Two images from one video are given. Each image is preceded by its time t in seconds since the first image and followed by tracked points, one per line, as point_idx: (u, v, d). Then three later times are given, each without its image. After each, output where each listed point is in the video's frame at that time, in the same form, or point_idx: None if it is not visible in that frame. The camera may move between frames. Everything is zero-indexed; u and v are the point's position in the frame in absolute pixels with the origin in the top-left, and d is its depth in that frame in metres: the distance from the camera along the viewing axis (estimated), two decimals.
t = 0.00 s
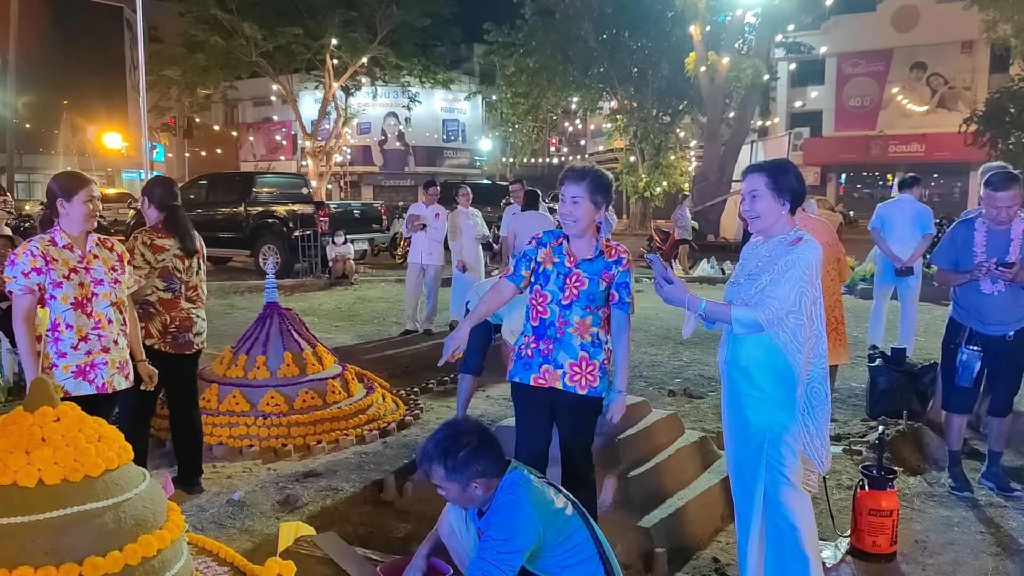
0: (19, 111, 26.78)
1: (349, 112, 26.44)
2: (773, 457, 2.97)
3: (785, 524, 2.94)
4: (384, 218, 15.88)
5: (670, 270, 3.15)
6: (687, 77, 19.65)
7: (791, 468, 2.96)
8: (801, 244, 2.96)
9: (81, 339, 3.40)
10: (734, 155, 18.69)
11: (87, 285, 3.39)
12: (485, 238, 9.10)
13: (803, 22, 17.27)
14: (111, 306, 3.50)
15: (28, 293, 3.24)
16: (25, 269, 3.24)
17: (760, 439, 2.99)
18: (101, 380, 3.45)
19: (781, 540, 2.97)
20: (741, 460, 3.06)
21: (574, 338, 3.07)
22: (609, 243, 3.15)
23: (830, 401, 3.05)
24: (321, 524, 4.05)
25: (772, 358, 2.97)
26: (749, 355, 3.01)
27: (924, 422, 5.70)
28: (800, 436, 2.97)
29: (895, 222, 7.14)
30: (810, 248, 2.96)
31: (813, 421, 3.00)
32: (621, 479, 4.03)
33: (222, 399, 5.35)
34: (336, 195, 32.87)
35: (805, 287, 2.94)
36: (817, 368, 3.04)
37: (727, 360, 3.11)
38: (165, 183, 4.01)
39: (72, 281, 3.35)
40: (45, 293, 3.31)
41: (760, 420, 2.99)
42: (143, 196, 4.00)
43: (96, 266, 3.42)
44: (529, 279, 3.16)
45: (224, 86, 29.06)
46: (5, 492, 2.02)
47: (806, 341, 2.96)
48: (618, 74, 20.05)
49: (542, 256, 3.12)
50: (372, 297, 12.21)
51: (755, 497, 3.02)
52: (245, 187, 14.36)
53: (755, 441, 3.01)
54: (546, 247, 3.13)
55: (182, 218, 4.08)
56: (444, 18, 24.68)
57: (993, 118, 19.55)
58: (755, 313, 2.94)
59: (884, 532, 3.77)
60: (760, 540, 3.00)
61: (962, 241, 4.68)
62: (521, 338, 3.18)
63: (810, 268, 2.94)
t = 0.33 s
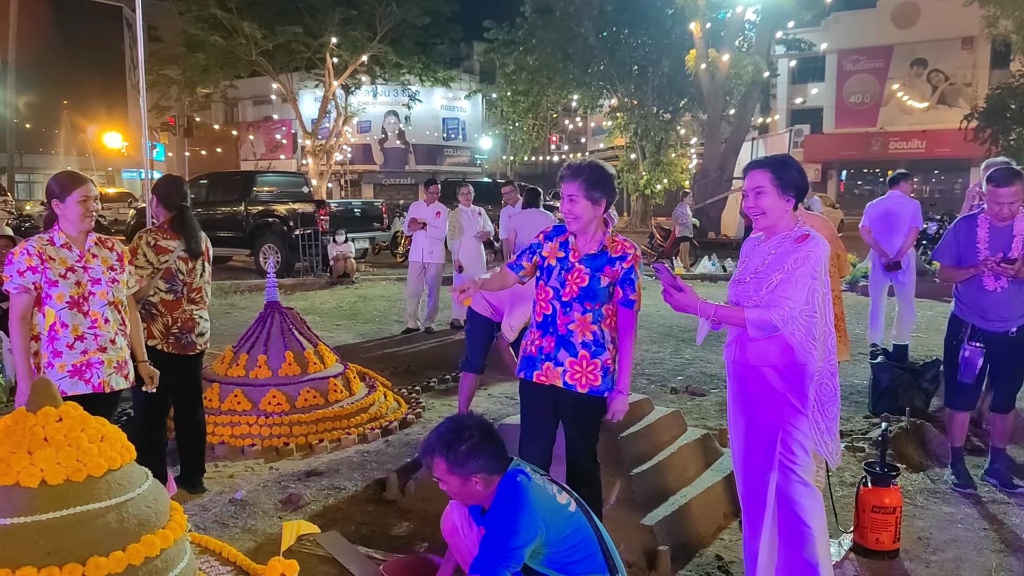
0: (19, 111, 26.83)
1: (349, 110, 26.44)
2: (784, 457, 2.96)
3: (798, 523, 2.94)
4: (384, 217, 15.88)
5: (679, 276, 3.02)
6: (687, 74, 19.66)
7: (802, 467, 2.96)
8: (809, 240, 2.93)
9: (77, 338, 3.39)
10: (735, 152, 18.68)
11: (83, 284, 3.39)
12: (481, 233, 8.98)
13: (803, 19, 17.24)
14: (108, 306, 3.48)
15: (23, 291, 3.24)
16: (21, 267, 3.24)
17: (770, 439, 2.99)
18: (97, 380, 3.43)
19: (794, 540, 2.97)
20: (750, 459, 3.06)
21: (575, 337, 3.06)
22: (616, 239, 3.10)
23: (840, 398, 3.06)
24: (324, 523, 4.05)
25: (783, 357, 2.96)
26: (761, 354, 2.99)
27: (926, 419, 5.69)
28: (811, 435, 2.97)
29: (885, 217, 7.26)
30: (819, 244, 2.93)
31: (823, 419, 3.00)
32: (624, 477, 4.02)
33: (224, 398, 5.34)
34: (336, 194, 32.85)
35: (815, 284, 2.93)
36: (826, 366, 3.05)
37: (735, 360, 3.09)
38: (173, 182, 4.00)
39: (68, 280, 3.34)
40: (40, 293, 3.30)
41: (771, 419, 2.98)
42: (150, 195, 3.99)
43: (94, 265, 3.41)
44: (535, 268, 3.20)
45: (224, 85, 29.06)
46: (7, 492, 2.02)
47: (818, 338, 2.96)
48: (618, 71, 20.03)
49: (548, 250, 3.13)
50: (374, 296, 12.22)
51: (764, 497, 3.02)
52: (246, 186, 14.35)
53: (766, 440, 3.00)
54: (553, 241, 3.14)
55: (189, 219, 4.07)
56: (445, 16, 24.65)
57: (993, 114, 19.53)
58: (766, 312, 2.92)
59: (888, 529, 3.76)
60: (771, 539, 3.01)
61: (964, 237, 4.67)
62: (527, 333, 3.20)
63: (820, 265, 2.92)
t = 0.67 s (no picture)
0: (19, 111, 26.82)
1: (350, 109, 26.44)
2: (803, 459, 2.95)
3: (818, 524, 2.94)
4: (385, 216, 15.87)
5: (708, 283, 2.94)
6: (688, 72, 19.67)
7: (822, 468, 2.95)
8: (828, 238, 2.92)
9: (76, 338, 3.39)
10: (735, 150, 18.67)
11: (82, 284, 3.38)
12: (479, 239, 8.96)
13: (803, 16, 17.22)
14: (107, 307, 3.47)
15: (23, 292, 3.25)
16: (20, 268, 3.24)
17: (789, 442, 2.98)
18: (95, 381, 3.42)
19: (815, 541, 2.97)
20: (767, 461, 3.05)
21: (581, 335, 3.05)
22: (627, 243, 3.13)
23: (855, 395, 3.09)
24: (326, 522, 4.05)
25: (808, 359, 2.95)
26: (781, 356, 2.97)
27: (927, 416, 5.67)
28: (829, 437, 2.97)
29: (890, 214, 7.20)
30: (838, 241, 2.93)
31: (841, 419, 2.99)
32: (626, 475, 4.02)
33: (225, 397, 5.33)
34: (337, 193, 32.84)
35: (837, 283, 2.91)
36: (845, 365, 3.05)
37: (755, 362, 3.06)
38: (169, 182, 3.99)
39: (67, 280, 3.34)
40: (40, 293, 3.30)
41: (791, 421, 2.97)
42: (145, 195, 3.98)
43: (94, 266, 3.41)
44: (536, 255, 3.13)
45: (224, 85, 29.05)
46: (9, 492, 2.02)
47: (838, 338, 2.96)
48: (619, 69, 20.02)
49: (558, 244, 3.10)
50: (375, 295, 12.21)
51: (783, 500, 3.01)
52: (246, 185, 14.33)
53: (784, 443, 2.99)
54: (563, 235, 3.10)
55: (184, 218, 4.05)
56: (445, 15, 24.65)
57: (994, 110, 19.52)
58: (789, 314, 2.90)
59: (891, 526, 3.76)
60: (790, 541, 3.00)
61: (967, 233, 4.66)
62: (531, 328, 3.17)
63: (841, 263, 2.91)
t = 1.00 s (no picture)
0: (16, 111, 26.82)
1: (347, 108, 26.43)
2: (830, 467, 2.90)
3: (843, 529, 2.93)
4: (383, 215, 15.86)
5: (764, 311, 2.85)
6: (684, 70, 19.71)
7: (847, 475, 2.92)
8: (856, 238, 2.85)
9: (74, 340, 3.38)
10: (733, 147, 18.66)
11: (80, 285, 3.38)
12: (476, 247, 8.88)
13: (799, 14, 17.22)
14: (105, 308, 3.48)
15: (21, 294, 3.25)
16: (19, 269, 3.24)
17: (817, 450, 2.92)
18: (93, 382, 3.42)
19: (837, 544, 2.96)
20: (790, 466, 3.00)
21: (573, 331, 3.05)
22: (623, 239, 3.13)
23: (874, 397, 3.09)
24: (324, 521, 4.05)
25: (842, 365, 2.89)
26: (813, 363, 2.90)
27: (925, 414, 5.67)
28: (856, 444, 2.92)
29: (902, 208, 7.19)
30: (865, 240, 2.87)
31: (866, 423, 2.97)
32: (625, 473, 4.03)
33: (223, 397, 5.33)
34: (335, 192, 32.85)
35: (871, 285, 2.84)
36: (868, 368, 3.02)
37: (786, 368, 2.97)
38: (162, 183, 3.99)
39: (65, 282, 3.34)
40: (38, 295, 3.30)
41: (817, 428, 2.92)
42: (137, 195, 3.96)
43: (91, 267, 3.41)
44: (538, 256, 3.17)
45: (221, 85, 29.04)
46: (7, 492, 2.02)
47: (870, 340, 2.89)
48: (616, 68, 20.06)
49: (556, 243, 3.12)
50: (373, 294, 12.21)
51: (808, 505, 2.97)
52: (244, 184, 14.29)
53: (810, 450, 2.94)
54: (562, 234, 3.13)
55: (176, 218, 4.03)
56: (441, 14, 24.64)
57: (991, 108, 19.54)
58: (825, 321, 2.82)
59: (888, 524, 3.77)
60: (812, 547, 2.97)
61: (964, 231, 4.67)
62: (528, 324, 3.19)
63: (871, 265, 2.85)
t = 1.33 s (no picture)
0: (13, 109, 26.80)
1: (346, 106, 26.41)
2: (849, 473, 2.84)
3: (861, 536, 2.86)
4: (382, 213, 15.85)
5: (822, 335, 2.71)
6: (683, 67, 19.72)
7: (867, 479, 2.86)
8: (874, 238, 2.80)
9: (66, 339, 3.39)
10: (732, 144, 18.65)
11: (71, 283, 3.38)
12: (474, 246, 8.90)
13: (798, 12, 17.22)
14: (96, 306, 3.48)
15: (10, 293, 3.23)
16: (7, 268, 3.23)
17: (837, 455, 2.86)
18: (87, 381, 3.43)
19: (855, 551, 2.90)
20: (809, 475, 2.93)
21: (591, 328, 3.07)
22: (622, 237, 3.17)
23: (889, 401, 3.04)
24: (324, 518, 4.07)
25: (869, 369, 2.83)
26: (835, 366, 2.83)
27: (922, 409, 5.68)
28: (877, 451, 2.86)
29: (910, 206, 7.22)
30: (883, 239, 2.81)
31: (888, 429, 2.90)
32: (623, 469, 4.04)
33: (222, 394, 5.34)
34: (333, 190, 32.85)
35: (892, 288, 2.78)
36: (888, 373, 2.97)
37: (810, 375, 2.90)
38: (158, 180, 3.99)
39: (56, 280, 3.34)
40: (27, 294, 3.29)
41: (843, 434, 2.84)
42: (132, 192, 3.97)
43: (82, 264, 3.42)
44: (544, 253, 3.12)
45: (220, 83, 29.01)
46: (6, 489, 2.02)
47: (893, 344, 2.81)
48: (614, 65, 20.08)
49: (559, 239, 3.08)
50: (372, 291, 12.21)
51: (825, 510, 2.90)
52: (243, 182, 14.28)
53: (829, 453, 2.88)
54: (564, 232, 3.10)
55: (171, 216, 4.03)
56: (439, 11, 24.63)
57: (988, 104, 19.55)
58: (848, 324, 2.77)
59: (885, 519, 3.79)
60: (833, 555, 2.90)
61: (961, 227, 4.69)
62: (535, 322, 3.14)
63: (891, 266, 2.79)
